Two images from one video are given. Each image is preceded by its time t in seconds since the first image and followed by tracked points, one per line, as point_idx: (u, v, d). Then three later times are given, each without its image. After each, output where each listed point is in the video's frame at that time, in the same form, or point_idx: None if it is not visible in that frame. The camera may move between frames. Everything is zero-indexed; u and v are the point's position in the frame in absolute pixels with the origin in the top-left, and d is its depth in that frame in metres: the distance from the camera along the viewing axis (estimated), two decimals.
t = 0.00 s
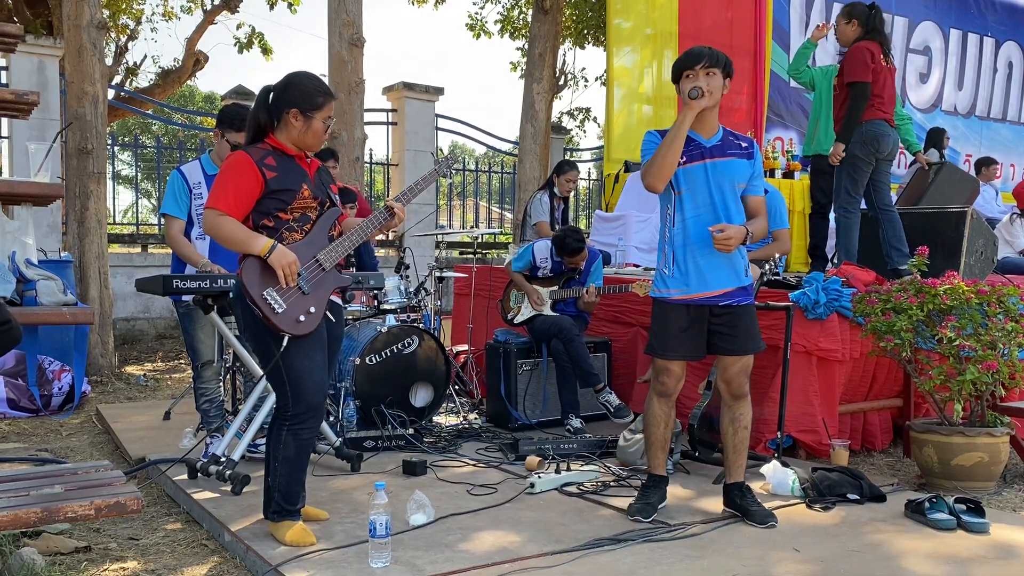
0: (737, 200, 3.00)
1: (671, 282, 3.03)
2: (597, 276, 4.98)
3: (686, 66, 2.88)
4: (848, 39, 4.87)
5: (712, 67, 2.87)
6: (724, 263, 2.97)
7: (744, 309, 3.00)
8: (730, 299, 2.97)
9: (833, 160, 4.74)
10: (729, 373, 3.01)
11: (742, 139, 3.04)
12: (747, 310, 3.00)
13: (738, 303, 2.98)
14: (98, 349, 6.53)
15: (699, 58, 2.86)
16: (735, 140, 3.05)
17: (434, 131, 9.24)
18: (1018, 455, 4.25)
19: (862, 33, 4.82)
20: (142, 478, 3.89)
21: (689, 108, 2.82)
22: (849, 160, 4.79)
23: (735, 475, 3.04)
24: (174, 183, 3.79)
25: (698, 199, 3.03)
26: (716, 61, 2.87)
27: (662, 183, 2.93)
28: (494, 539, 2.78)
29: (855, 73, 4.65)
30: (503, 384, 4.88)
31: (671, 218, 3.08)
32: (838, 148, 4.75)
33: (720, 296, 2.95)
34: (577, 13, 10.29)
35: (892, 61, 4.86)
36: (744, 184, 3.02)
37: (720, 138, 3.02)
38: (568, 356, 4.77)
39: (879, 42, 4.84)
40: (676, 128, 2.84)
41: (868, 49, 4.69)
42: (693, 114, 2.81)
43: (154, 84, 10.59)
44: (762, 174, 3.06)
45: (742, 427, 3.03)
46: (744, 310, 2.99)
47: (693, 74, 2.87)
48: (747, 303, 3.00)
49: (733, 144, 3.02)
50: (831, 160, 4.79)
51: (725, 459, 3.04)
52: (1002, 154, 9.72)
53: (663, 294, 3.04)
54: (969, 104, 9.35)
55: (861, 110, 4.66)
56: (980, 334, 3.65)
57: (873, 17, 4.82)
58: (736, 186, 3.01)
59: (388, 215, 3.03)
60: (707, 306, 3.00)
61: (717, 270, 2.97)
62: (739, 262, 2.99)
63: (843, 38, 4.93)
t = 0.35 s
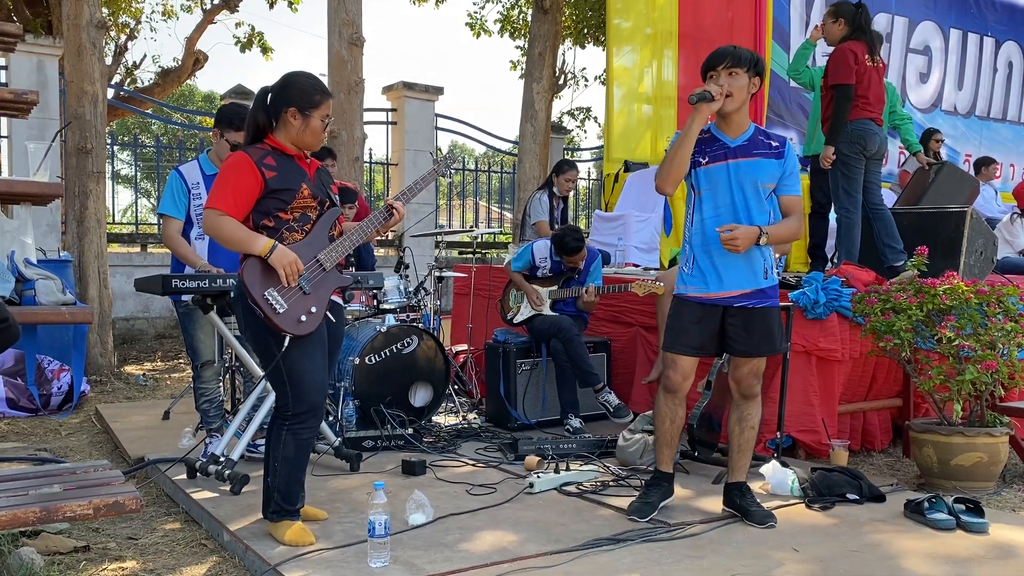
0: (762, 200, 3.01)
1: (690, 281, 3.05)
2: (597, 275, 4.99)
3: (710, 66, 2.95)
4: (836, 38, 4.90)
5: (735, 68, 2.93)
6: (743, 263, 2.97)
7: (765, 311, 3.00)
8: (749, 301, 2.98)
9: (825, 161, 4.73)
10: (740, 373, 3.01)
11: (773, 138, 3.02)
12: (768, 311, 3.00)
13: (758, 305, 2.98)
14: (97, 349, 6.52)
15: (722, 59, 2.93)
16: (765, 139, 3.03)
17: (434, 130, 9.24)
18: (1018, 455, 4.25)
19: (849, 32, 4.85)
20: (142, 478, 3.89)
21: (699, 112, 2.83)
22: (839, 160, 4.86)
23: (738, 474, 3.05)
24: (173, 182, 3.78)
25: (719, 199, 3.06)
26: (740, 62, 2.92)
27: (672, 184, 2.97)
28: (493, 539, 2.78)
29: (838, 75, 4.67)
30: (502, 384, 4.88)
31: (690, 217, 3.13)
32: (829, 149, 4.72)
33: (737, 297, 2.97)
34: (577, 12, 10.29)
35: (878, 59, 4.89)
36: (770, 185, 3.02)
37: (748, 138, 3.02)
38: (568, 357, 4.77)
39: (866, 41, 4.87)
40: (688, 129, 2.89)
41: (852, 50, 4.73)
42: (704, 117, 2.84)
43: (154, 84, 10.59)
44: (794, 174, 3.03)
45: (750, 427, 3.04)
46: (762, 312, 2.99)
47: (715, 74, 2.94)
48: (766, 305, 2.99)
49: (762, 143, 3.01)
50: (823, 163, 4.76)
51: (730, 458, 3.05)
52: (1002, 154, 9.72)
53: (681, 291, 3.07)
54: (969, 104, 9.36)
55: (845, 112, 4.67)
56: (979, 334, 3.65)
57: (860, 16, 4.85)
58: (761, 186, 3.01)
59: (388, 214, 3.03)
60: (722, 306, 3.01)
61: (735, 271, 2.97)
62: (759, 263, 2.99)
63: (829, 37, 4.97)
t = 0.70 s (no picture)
0: (771, 203, 3.01)
1: (698, 281, 3.05)
2: (596, 275, 4.98)
3: (720, 69, 2.95)
4: (823, 39, 4.93)
5: (746, 71, 2.93)
6: (751, 265, 2.97)
7: (771, 311, 3.00)
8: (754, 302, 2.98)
9: (824, 166, 4.69)
10: (746, 372, 3.03)
11: (782, 141, 3.02)
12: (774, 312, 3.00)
13: (764, 306, 2.99)
14: (97, 348, 6.53)
15: (733, 62, 2.93)
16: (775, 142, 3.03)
17: (434, 130, 9.24)
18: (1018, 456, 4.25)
19: (836, 33, 4.87)
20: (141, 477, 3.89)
21: (711, 115, 2.83)
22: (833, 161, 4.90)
23: (738, 474, 3.05)
24: (173, 181, 3.78)
25: (729, 201, 3.06)
26: (751, 65, 2.92)
27: (684, 186, 2.96)
28: (493, 539, 2.78)
29: (827, 80, 4.69)
30: (502, 384, 4.88)
31: (699, 218, 3.14)
32: (828, 153, 4.68)
33: (744, 297, 2.97)
34: (576, 12, 10.30)
35: (867, 58, 4.90)
36: (780, 187, 3.02)
37: (757, 141, 3.02)
38: (567, 356, 4.77)
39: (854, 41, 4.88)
40: (699, 132, 2.89)
41: (840, 54, 4.74)
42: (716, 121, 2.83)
43: (153, 83, 10.59)
44: (803, 176, 3.03)
45: (752, 426, 3.04)
46: (768, 312, 3.00)
47: (726, 76, 2.94)
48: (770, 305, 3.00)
49: (770, 146, 3.01)
50: (822, 168, 4.71)
51: (730, 457, 3.05)
52: (1002, 154, 9.72)
53: (687, 291, 3.07)
54: (969, 105, 9.36)
55: (839, 115, 4.70)
56: (979, 334, 3.65)
57: (845, 15, 4.86)
58: (771, 189, 3.01)
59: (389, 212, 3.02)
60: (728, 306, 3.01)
61: (743, 271, 2.97)
62: (766, 264, 2.98)
63: (818, 39, 4.99)
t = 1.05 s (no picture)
0: (755, 204, 3.02)
1: (686, 282, 3.08)
2: (597, 275, 4.98)
3: (701, 73, 3.00)
4: (813, 44, 4.95)
5: (726, 74, 2.95)
6: (734, 264, 2.98)
7: (760, 310, 3.00)
8: (741, 301, 2.99)
9: (818, 169, 4.74)
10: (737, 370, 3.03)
11: (766, 142, 3.02)
12: (764, 311, 3.00)
13: (751, 305, 2.99)
14: (97, 348, 6.53)
15: (712, 65, 2.96)
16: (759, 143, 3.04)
17: (435, 130, 9.24)
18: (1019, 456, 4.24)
19: (827, 37, 4.89)
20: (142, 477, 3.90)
21: (687, 119, 2.90)
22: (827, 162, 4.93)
23: (737, 474, 3.04)
24: (173, 181, 3.78)
25: (712, 203, 3.10)
26: (731, 68, 2.95)
27: (664, 190, 3.06)
28: (493, 539, 2.78)
29: (823, 85, 4.68)
30: (502, 384, 4.88)
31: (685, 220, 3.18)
32: (821, 157, 4.73)
33: (731, 296, 2.98)
34: (577, 12, 10.30)
35: (858, 60, 4.93)
36: (765, 188, 3.02)
37: (741, 143, 3.03)
38: (568, 356, 4.77)
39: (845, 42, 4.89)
40: (675, 137, 2.97)
41: (834, 58, 4.72)
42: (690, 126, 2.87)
43: (153, 83, 10.59)
44: (790, 175, 3.01)
45: (749, 425, 3.03)
46: (758, 311, 3.00)
47: (707, 80, 2.99)
48: (759, 304, 3.00)
49: (755, 147, 3.02)
50: (816, 170, 4.77)
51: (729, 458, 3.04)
52: (1003, 154, 9.72)
53: (679, 292, 3.11)
54: (970, 104, 9.36)
55: (834, 119, 4.70)
56: (980, 334, 3.64)
57: (833, 17, 4.90)
58: (754, 189, 3.01)
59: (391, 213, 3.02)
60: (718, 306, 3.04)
61: (727, 271, 2.98)
62: (751, 263, 2.98)
63: (808, 45, 5.00)
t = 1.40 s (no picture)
0: (735, 205, 3.06)
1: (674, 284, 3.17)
2: (600, 274, 4.97)
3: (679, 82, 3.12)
4: (806, 48, 5.08)
5: (697, 83, 3.06)
6: (711, 262, 3.03)
7: (748, 307, 3.01)
8: (722, 298, 3.03)
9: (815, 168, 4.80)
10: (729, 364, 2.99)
11: (747, 142, 3.05)
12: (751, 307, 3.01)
13: (733, 301, 3.01)
14: (102, 348, 6.55)
15: (686, 75, 3.08)
16: (741, 145, 3.08)
17: (438, 130, 9.24)
18: None
19: (817, 41, 5.03)
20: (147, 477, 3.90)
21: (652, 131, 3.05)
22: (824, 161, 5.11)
23: (741, 471, 3.02)
24: (177, 181, 3.79)
25: (694, 206, 3.18)
26: (701, 76, 3.04)
27: (643, 199, 3.21)
28: (498, 538, 2.78)
29: (812, 86, 4.81)
30: (506, 384, 4.88)
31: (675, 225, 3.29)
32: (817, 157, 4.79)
33: (713, 294, 3.03)
34: (580, 12, 10.30)
35: (849, 62, 5.07)
36: (744, 189, 3.05)
37: (719, 146, 3.09)
38: (572, 356, 4.76)
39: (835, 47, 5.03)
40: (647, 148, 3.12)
41: (823, 59, 4.86)
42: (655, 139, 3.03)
43: (157, 83, 10.61)
44: (770, 172, 3.01)
45: (745, 423, 3.00)
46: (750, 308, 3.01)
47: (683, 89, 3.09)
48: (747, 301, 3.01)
49: (734, 149, 3.06)
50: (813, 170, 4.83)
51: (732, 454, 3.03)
52: (1008, 154, 9.69)
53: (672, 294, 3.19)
54: (974, 104, 9.34)
55: (826, 119, 4.81)
56: (986, 334, 3.63)
57: (825, 23, 5.00)
58: (732, 190, 3.07)
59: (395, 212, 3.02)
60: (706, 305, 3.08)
61: (705, 271, 3.04)
62: (729, 261, 3.02)
63: (801, 48, 5.14)
